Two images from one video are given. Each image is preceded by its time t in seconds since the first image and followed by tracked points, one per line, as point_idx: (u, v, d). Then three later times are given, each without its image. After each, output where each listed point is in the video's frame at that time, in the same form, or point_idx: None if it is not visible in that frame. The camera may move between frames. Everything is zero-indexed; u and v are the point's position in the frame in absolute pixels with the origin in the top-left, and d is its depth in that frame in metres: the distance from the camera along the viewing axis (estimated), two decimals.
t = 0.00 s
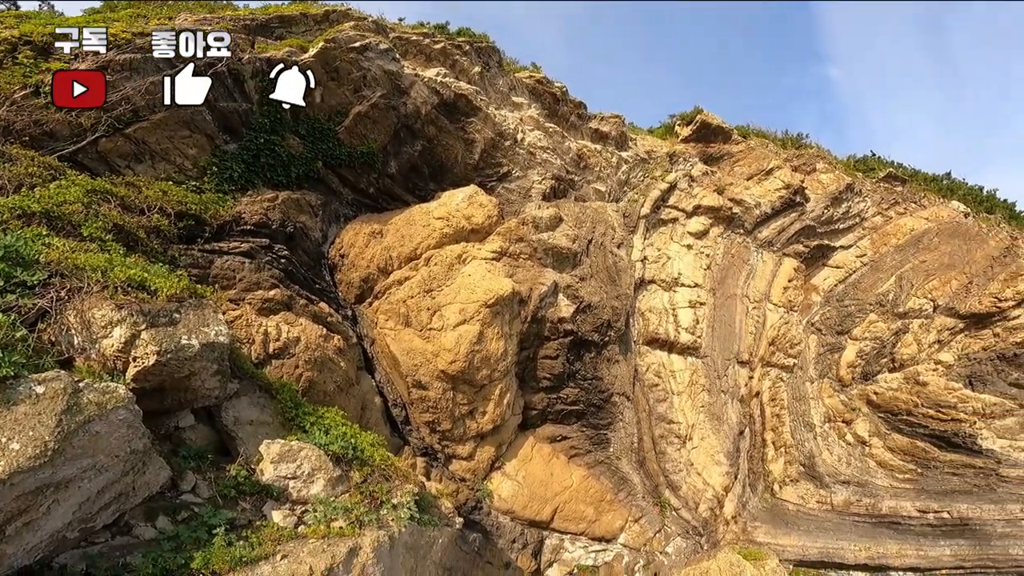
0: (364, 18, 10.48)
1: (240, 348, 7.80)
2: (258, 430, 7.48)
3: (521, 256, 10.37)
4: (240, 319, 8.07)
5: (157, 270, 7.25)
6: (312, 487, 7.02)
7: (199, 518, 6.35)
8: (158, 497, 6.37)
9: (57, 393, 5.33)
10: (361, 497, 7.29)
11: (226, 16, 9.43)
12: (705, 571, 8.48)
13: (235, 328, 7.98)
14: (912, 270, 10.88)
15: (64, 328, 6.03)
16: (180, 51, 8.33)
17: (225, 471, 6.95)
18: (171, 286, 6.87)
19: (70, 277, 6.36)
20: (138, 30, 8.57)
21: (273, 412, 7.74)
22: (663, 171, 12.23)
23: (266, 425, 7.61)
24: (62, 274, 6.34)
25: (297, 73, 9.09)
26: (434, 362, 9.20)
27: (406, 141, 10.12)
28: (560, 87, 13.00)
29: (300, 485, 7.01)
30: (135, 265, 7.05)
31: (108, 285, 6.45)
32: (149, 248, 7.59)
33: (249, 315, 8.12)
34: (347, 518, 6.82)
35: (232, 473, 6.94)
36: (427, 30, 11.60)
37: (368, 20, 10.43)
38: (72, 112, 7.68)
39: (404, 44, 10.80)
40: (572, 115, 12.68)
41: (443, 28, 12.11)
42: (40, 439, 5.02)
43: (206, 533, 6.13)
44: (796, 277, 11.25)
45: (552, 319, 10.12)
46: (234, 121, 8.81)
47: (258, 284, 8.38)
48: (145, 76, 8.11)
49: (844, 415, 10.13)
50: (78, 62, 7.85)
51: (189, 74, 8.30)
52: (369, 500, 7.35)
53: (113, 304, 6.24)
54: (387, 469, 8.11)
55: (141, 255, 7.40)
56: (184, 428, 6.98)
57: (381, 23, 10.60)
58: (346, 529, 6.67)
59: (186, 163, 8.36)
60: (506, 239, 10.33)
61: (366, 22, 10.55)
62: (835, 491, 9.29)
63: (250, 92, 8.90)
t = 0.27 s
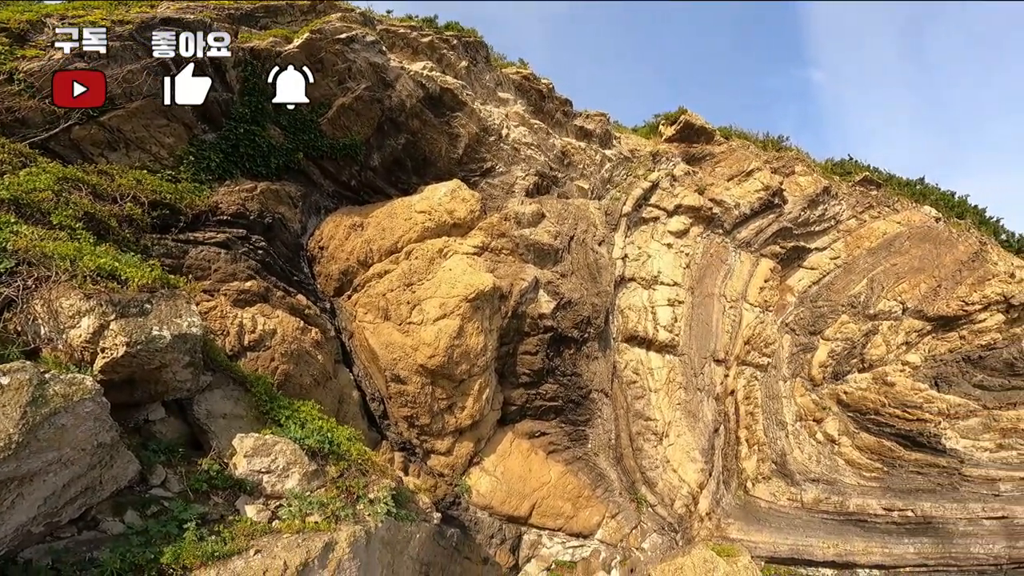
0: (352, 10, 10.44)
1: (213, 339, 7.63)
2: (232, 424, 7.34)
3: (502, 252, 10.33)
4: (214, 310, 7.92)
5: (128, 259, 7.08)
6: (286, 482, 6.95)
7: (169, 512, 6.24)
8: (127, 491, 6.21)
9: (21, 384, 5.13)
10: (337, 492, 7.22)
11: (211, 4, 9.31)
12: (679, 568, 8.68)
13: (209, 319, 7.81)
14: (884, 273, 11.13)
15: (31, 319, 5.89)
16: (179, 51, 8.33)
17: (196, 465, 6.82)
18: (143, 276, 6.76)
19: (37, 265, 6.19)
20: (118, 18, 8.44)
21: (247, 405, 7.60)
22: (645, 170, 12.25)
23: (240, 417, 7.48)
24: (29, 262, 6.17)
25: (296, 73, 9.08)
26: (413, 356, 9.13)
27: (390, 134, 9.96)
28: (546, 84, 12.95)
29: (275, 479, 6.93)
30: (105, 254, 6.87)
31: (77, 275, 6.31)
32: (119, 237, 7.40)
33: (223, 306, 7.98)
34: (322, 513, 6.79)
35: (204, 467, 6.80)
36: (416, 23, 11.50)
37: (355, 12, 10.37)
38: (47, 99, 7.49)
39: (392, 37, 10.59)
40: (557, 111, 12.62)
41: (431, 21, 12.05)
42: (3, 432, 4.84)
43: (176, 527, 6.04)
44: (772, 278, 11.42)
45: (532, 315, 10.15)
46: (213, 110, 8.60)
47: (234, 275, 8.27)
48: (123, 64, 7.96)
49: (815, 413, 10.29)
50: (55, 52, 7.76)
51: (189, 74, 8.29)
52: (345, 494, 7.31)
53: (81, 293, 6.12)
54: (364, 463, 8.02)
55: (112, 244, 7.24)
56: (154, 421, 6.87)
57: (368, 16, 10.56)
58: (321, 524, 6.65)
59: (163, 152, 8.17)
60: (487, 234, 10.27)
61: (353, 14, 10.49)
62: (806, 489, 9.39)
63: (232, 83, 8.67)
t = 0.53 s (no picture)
0: None
1: (181, 329, 7.43)
2: (198, 416, 7.20)
3: (481, 246, 10.26)
4: (182, 299, 7.71)
5: (93, 245, 6.94)
6: (255, 475, 6.78)
7: (132, 506, 6.06)
8: (88, 484, 6.05)
9: None
10: (308, 486, 7.04)
11: None
12: (650, 564, 8.84)
13: (177, 308, 7.60)
14: (851, 276, 11.35)
15: None
16: (179, 51, 8.27)
17: (161, 457, 6.62)
18: (108, 263, 6.72)
19: None
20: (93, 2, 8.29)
21: (216, 397, 7.45)
22: (626, 168, 12.20)
23: (208, 410, 7.33)
24: None
25: (296, 73, 9.06)
26: (387, 349, 9.09)
27: (371, 125, 9.80)
28: (531, 80, 12.88)
29: (243, 472, 6.77)
30: (69, 240, 6.75)
31: (39, 261, 6.27)
32: (85, 223, 7.19)
33: (192, 296, 7.77)
34: (293, 506, 6.60)
35: (169, 460, 6.61)
36: (401, 15, 11.36)
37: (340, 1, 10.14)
38: (15, 83, 7.33)
39: (376, 28, 10.55)
40: (541, 108, 12.56)
41: (417, 14, 11.92)
42: None
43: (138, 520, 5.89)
44: (746, 278, 11.58)
45: (509, 310, 10.17)
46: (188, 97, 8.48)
47: (205, 263, 8.06)
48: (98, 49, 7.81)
49: (783, 412, 10.50)
50: (26, 36, 7.64)
51: (190, 74, 8.31)
52: (317, 488, 7.10)
53: (43, 280, 6.07)
54: (336, 457, 7.80)
55: (77, 230, 7.05)
56: (117, 412, 6.65)
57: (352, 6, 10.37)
58: (291, 518, 6.47)
59: (133, 138, 8.02)
60: (466, 228, 10.19)
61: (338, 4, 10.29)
62: (772, 487, 9.61)
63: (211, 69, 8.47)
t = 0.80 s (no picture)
0: None
1: (147, 318, 7.14)
2: (166, 408, 6.95)
3: (460, 240, 10.12)
4: (151, 288, 7.40)
5: (60, 232, 6.76)
6: (224, 468, 6.70)
7: (93, 500, 5.87)
8: (48, 477, 5.81)
9: None
10: (278, 479, 7.00)
11: None
12: (623, 559, 9.01)
13: (144, 297, 7.31)
14: (822, 278, 11.57)
15: None
16: (179, 51, 8.26)
17: (126, 450, 6.44)
18: (73, 250, 6.57)
19: None
20: None
21: (183, 388, 7.18)
22: (607, 166, 12.24)
23: (175, 401, 7.06)
24: None
25: (296, 72, 8.92)
26: (363, 342, 8.90)
27: (353, 116, 9.65)
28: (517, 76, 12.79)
29: (211, 466, 6.66)
30: (33, 225, 6.49)
31: None
32: (52, 209, 6.93)
33: (162, 284, 7.48)
34: (262, 500, 6.56)
35: (134, 453, 6.43)
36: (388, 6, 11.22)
37: None
38: None
39: (363, 19, 10.39)
40: (525, 104, 12.48)
41: (404, 5, 11.78)
42: None
43: (100, 514, 5.70)
44: (721, 278, 11.74)
45: (487, 305, 10.11)
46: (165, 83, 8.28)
47: (175, 252, 7.77)
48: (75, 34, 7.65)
49: (753, 411, 10.79)
50: None
51: (189, 74, 8.30)
52: (288, 482, 7.08)
53: (5, 266, 5.78)
54: (308, 450, 7.76)
55: (43, 215, 6.78)
56: (80, 403, 6.42)
57: None
58: (261, 512, 6.41)
59: (106, 125, 7.78)
60: (446, 221, 10.04)
61: None
62: (742, 483, 9.88)
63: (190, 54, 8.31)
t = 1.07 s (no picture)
0: None
1: (108, 306, 6.87)
2: (126, 398, 6.75)
3: (437, 233, 10.02)
4: (113, 274, 7.10)
5: (19, 215, 6.48)
6: (186, 461, 6.53)
7: (49, 491, 5.66)
8: (2, 468, 5.60)
9: None
10: (244, 471, 6.79)
11: None
12: (593, 554, 9.17)
13: (106, 284, 7.00)
14: (790, 280, 11.90)
15: None
16: (179, 51, 8.18)
17: (83, 441, 6.25)
18: (32, 234, 6.37)
19: None
20: None
21: (145, 377, 6.97)
22: (587, 164, 12.25)
23: (135, 391, 6.85)
24: None
25: (296, 72, 8.76)
26: (334, 333, 8.74)
27: (332, 106, 9.38)
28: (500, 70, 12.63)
29: (173, 458, 6.49)
30: None
31: None
32: (12, 193, 6.67)
33: (125, 271, 7.18)
34: (226, 493, 6.37)
35: (91, 444, 6.24)
36: None
37: None
38: None
39: (346, 8, 10.09)
40: (508, 99, 12.35)
41: None
42: None
43: (55, 506, 5.50)
44: (694, 278, 11.91)
45: (462, 298, 10.00)
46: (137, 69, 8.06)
47: (139, 237, 7.45)
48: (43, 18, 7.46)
49: (721, 408, 11.04)
50: None
51: (189, 74, 8.25)
52: (254, 474, 6.87)
53: None
54: (275, 442, 7.57)
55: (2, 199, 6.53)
56: (36, 392, 6.22)
57: None
58: (225, 505, 6.24)
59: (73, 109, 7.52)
60: (423, 213, 9.89)
61: None
62: (709, 480, 10.11)
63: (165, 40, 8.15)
